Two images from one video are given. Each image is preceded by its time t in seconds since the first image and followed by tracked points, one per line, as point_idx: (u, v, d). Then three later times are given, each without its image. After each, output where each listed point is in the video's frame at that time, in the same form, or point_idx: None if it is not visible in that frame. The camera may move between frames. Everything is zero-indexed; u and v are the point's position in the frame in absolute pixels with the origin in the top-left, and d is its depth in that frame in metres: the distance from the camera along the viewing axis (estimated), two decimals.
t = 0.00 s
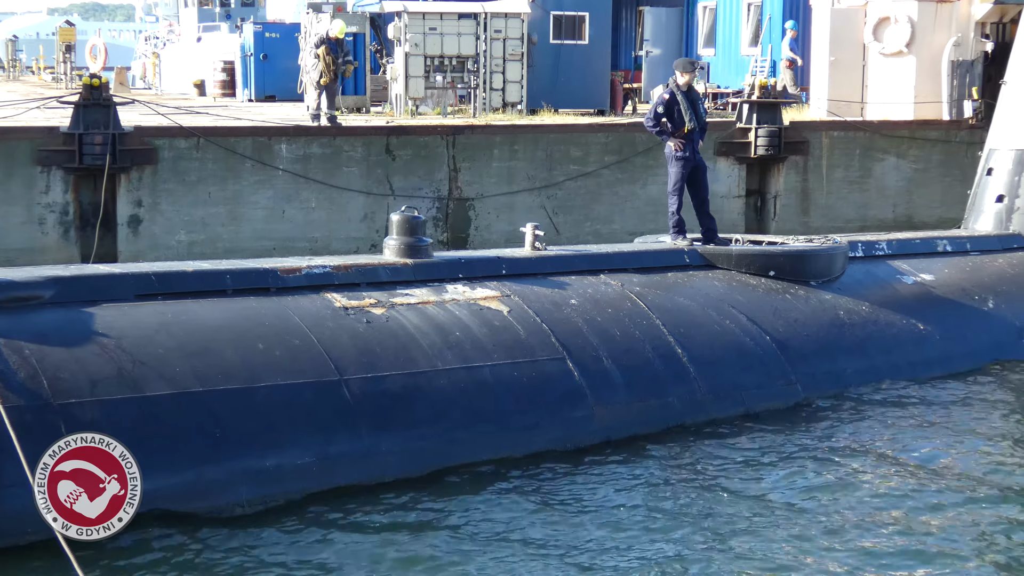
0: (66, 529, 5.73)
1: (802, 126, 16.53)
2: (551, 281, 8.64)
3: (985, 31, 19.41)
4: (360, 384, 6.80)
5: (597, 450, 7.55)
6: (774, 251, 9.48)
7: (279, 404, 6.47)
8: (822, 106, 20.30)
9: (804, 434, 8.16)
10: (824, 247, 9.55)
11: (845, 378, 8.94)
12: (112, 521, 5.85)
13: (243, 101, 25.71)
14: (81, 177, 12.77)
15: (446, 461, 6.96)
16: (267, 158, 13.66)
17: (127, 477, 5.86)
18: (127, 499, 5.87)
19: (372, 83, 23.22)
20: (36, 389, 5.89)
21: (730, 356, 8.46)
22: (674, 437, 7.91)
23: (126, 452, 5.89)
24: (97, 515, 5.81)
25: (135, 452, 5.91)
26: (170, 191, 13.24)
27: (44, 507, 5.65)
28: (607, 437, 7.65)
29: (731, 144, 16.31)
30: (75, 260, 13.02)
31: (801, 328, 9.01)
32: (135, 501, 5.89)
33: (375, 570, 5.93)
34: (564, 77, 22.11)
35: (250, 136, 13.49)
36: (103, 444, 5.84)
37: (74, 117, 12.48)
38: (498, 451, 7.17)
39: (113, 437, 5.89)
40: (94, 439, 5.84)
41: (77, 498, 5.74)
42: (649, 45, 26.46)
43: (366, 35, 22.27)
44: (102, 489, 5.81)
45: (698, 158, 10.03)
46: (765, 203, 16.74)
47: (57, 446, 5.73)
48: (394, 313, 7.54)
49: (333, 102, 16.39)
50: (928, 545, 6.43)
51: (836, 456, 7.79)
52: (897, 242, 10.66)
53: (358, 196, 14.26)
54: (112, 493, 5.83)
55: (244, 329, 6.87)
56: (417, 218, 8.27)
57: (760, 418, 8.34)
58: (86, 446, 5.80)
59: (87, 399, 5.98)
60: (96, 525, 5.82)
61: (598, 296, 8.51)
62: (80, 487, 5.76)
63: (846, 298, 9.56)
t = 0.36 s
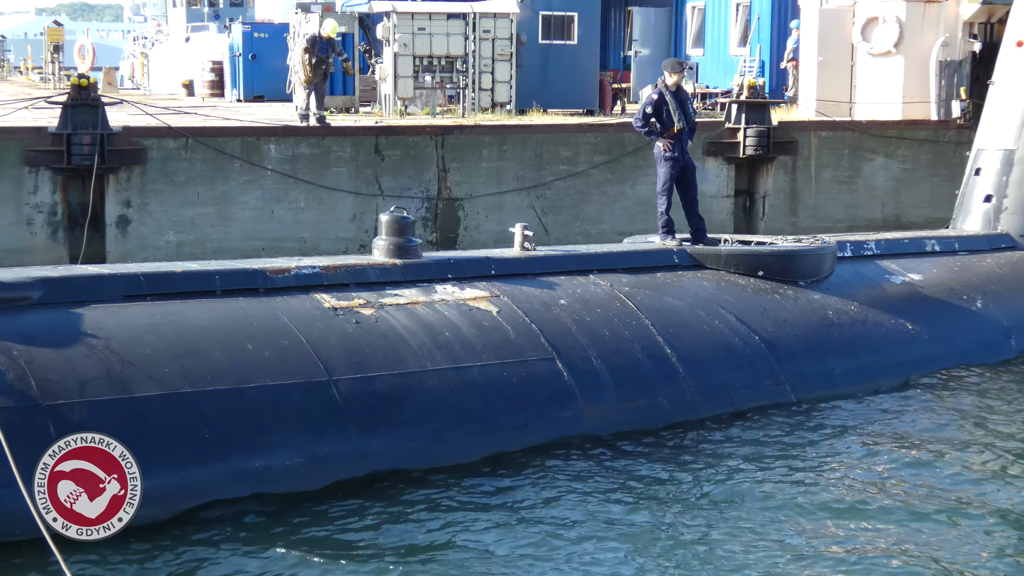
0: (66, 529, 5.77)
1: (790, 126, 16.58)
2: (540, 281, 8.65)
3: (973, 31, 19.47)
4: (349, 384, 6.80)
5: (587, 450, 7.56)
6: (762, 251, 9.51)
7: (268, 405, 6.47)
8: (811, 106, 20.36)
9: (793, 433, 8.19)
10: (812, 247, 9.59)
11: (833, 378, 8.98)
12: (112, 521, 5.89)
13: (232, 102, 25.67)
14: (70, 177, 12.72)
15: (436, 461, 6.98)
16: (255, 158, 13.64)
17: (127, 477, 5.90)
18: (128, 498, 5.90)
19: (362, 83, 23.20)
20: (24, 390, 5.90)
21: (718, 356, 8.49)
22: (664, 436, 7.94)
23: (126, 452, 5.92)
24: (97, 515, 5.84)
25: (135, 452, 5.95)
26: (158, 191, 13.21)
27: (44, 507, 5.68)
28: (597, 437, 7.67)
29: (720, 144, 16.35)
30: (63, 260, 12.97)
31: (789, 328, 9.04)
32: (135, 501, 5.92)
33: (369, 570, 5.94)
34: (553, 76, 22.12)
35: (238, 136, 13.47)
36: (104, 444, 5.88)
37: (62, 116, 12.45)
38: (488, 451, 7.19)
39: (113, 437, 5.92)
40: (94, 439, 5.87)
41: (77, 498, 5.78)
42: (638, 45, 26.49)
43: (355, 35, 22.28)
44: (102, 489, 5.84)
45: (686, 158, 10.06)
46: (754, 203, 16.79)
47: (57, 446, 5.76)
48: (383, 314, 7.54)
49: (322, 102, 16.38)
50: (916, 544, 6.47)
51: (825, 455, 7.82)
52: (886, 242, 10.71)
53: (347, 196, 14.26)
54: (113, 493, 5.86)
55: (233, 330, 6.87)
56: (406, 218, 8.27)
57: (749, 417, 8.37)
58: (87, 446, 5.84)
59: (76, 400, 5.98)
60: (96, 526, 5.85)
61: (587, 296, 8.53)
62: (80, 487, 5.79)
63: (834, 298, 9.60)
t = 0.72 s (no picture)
0: (66, 529, 5.79)
1: (779, 126, 16.61)
2: (529, 281, 8.67)
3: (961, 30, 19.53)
4: (338, 385, 6.80)
5: (575, 450, 7.58)
6: (751, 251, 9.55)
7: (256, 405, 6.47)
8: (799, 107, 20.42)
9: (781, 433, 8.22)
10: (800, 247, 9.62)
11: (821, 377, 9.02)
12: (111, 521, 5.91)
13: (220, 102, 25.62)
14: (57, 177, 12.69)
15: (426, 461, 6.99)
16: (243, 158, 13.62)
17: (127, 477, 5.92)
18: (127, 498, 5.93)
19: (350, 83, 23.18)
20: (12, 391, 5.89)
21: (707, 356, 8.52)
22: (652, 436, 7.95)
23: (126, 452, 5.94)
24: (96, 515, 5.86)
25: (136, 452, 5.97)
26: (146, 192, 13.18)
27: (43, 506, 5.69)
28: (585, 437, 7.68)
29: (709, 144, 16.39)
30: (51, 260, 12.93)
31: (778, 328, 9.08)
32: (135, 501, 5.95)
33: (363, 570, 5.96)
34: (541, 76, 22.13)
35: (226, 137, 13.45)
36: (103, 444, 5.89)
37: (49, 117, 12.42)
38: (479, 451, 7.20)
39: (113, 437, 5.94)
40: (94, 439, 5.89)
41: (77, 498, 5.80)
42: (627, 45, 26.54)
43: (344, 35, 22.27)
44: (102, 489, 5.86)
45: (675, 158, 10.08)
46: (742, 203, 16.84)
47: (57, 446, 5.78)
48: (372, 314, 7.54)
49: (310, 102, 16.36)
50: (904, 543, 6.50)
51: (813, 455, 7.85)
52: (874, 242, 10.77)
53: (335, 196, 14.25)
54: (114, 493, 5.89)
55: (221, 330, 6.86)
56: (395, 219, 8.26)
57: (736, 418, 8.40)
58: (87, 446, 5.85)
59: (64, 401, 5.96)
60: (95, 525, 5.87)
61: (575, 296, 8.55)
62: (80, 487, 5.81)
63: (823, 298, 9.64)
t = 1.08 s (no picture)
0: (66, 529, 5.80)
1: (768, 126, 16.64)
2: (519, 281, 8.68)
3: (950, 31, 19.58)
4: (328, 386, 6.80)
5: (566, 450, 7.58)
6: (741, 251, 9.57)
7: (247, 406, 6.46)
8: (789, 107, 20.47)
9: (771, 433, 8.24)
10: (790, 247, 9.65)
11: (812, 377, 9.04)
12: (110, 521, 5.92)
13: (210, 102, 25.55)
14: (46, 177, 12.65)
15: (418, 462, 6.99)
16: (233, 158, 13.59)
17: (127, 477, 5.93)
18: (127, 498, 5.94)
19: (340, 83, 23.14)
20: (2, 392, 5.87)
21: (698, 356, 8.54)
22: (643, 436, 7.96)
23: (125, 452, 5.96)
24: (97, 515, 5.88)
25: (135, 452, 5.98)
26: (136, 192, 13.15)
27: (44, 506, 5.70)
28: (576, 437, 7.68)
29: (698, 144, 16.42)
30: (40, 261, 12.89)
31: (768, 328, 9.10)
32: (135, 501, 5.96)
33: (359, 570, 5.96)
34: (531, 75, 22.12)
35: (216, 137, 13.42)
36: (104, 444, 5.91)
37: (38, 117, 12.35)
38: (471, 451, 7.21)
39: (113, 437, 5.95)
40: (94, 439, 5.90)
41: (77, 498, 5.81)
42: (617, 46, 26.56)
43: (334, 35, 22.23)
44: (102, 489, 5.88)
45: (665, 158, 10.10)
46: (732, 203, 16.88)
47: (57, 447, 5.79)
48: (362, 315, 7.54)
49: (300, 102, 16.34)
50: (895, 542, 6.53)
51: (804, 455, 7.88)
52: (864, 242, 10.81)
53: (325, 197, 14.23)
54: (114, 493, 5.90)
55: (211, 332, 6.85)
56: (385, 219, 8.26)
57: (727, 417, 8.42)
58: (86, 446, 5.87)
59: (54, 402, 5.95)
60: (96, 525, 5.89)
61: (565, 296, 8.56)
62: (80, 487, 5.83)
63: (812, 298, 9.67)
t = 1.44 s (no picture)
0: (66, 529, 5.83)
1: (756, 126, 16.69)
2: (507, 282, 8.69)
3: (937, 31, 19.65)
4: (316, 387, 6.79)
5: (555, 450, 7.60)
6: (729, 251, 9.60)
7: (235, 407, 6.45)
8: (776, 107, 20.54)
9: (759, 433, 8.27)
10: (778, 247, 9.68)
11: (800, 377, 9.08)
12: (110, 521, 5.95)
13: (198, 102, 25.49)
14: (34, 178, 12.61)
15: (407, 462, 6.99)
16: (221, 158, 13.57)
17: (127, 477, 5.97)
18: (127, 498, 5.98)
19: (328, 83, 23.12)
20: None
21: (686, 356, 8.57)
22: (631, 435, 7.98)
23: (126, 453, 5.99)
24: (97, 515, 5.91)
25: (135, 452, 6.01)
26: (124, 192, 13.12)
27: (44, 507, 5.73)
28: (565, 437, 7.70)
29: (686, 144, 16.45)
30: (28, 261, 12.85)
31: (756, 327, 9.14)
32: (135, 501, 6.00)
33: (353, 570, 5.98)
34: (520, 75, 22.14)
35: (203, 137, 13.39)
36: (104, 444, 5.93)
37: (25, 118, 12.26)
38: (461, 451, 7.23)
39: (113, 437, 5.98)
40: (94, 439, 5.92)
41: (77, 498, 5.84)
42: (605, 46, 26.59)
43: (322, 35, 22.20)
44: (102, 489, 5.91)
45: (653, 159, 10.12)
46: (720, 203, 16.94)
47: (57, 447, 5.81)
48: (351, 315, 7.54)
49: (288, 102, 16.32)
50: (883, 541, 6.57)
51: (792, 454, 7.92)
52: (851, 242, 10.86)
53: (313, 197, 14.21)
54: (115, 494, 5.94)
55: (199, 332, 6.84)
56: (373, 219, 8.26)
57: (715, 417, 8.45)
58: (87, 446, 5.89)
59: (41, 403, 5.93)
60: (96, 526, 5.92)
61: (554, 297, 8.57)
62: (80, 487, 5.86)
63: (800, 298, 9.71)
